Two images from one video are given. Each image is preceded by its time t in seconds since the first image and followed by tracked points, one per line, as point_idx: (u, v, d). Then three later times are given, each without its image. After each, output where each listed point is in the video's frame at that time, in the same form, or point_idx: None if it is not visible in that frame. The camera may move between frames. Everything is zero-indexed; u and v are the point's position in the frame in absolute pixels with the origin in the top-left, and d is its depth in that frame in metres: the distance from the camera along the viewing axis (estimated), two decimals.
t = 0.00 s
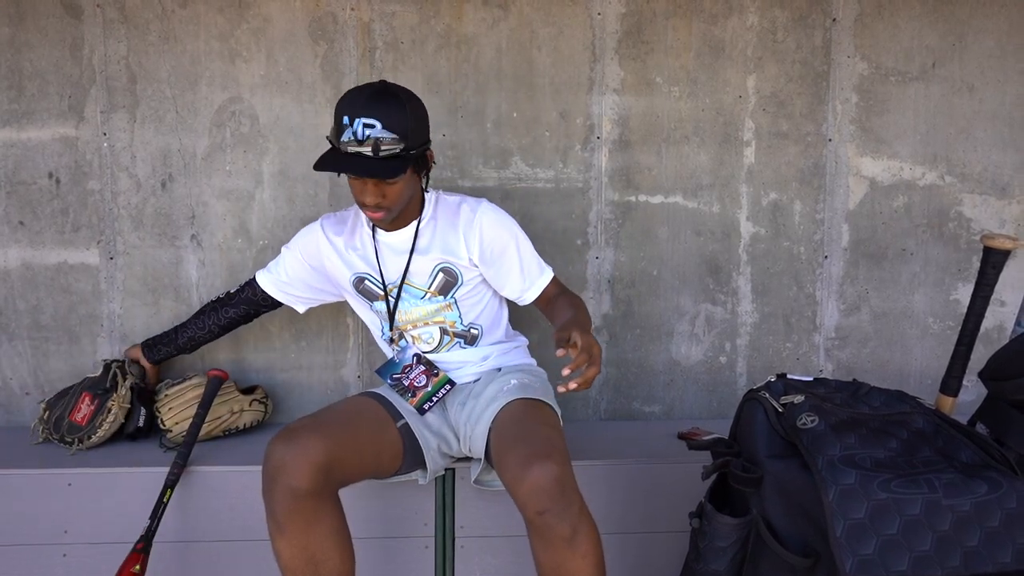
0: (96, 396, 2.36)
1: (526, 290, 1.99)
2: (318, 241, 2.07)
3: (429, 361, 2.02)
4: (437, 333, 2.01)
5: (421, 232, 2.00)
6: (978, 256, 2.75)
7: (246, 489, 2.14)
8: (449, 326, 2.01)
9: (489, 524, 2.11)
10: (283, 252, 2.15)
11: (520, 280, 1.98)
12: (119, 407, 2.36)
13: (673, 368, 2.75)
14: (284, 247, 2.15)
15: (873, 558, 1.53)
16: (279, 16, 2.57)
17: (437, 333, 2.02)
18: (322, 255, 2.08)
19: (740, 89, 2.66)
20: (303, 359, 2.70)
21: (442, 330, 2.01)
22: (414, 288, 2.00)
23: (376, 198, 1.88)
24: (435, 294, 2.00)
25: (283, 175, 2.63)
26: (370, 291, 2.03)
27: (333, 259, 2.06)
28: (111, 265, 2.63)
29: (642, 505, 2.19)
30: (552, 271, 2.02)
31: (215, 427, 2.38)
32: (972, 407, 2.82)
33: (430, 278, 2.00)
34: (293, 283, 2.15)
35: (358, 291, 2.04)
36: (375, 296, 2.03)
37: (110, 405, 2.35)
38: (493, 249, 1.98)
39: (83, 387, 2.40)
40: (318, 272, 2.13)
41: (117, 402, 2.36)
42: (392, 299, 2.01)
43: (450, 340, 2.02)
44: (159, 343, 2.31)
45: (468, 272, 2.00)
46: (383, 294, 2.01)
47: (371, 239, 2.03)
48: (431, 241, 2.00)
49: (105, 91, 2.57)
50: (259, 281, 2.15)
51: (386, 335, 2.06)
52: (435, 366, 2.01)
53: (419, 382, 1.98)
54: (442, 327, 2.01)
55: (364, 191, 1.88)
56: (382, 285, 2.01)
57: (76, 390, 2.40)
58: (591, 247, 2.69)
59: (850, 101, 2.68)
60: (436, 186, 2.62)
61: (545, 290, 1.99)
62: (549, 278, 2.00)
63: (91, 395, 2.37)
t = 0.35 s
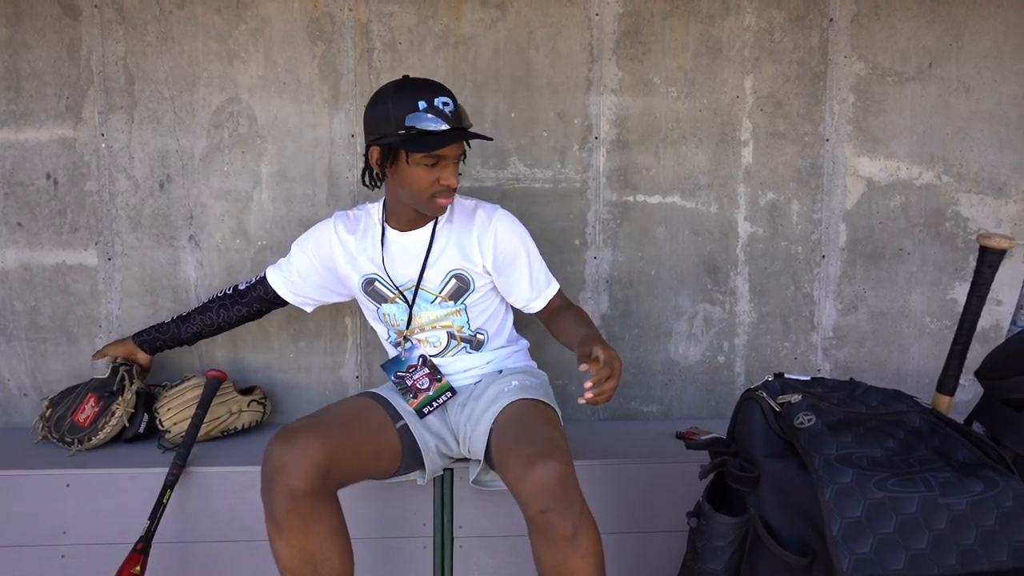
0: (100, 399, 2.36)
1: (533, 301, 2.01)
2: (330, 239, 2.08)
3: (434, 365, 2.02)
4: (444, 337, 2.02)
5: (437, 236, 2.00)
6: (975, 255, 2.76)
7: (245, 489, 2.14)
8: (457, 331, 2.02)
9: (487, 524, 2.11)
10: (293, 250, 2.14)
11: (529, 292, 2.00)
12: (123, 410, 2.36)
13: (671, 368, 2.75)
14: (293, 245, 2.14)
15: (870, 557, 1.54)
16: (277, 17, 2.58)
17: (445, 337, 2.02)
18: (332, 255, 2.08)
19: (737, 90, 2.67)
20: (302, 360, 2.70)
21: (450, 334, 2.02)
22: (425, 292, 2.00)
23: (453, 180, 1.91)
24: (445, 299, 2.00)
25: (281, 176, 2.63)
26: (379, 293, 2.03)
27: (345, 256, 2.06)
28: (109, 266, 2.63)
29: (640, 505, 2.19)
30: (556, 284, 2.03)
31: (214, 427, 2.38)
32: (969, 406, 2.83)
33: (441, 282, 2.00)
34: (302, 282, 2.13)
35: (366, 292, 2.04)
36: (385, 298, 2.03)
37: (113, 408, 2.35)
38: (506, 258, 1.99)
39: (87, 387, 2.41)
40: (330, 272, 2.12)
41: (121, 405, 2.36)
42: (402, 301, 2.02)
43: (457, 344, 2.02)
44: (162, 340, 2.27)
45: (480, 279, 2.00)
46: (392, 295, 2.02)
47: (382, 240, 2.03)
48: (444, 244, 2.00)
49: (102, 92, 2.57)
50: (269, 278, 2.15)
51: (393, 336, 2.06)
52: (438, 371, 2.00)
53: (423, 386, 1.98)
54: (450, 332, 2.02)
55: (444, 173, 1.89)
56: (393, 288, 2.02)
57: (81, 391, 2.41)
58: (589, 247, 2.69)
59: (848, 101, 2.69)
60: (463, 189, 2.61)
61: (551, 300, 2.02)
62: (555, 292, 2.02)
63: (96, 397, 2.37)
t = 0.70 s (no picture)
0: (100, 400, 2.37)
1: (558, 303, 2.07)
2: (354, 239, 2.05)
3: (451, 371, 2.01)
4: (462, 339, 2.03)
5: (466, 238, 2.03)
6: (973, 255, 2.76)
7: (244, 490, 2.15)
8: (475, 334, 2.03)
9: (486, 523, 2.11)
10: (313, 250, 2.08)
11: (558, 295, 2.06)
12: (123, 411, 2.36)
13: (670, 368, 2.76)
14: (313, 244, 2.08)
15: (868, 557, 1.54)
16: (276, 18, 2.58)
17: (462, 340, 2.03)
18: (356, 255, 2.05)
19: (735, 90, 2.67)
20: (301, 361, 2.71)
21: (468, 336, 2.03)
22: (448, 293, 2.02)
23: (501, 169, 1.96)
24: (468, 301, 2.02)
25: (280, 176, 2.63)
26: (401, 293, 2.03)
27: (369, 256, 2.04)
28: (109, 267, 2.64)
29: (639, 505, 2.19)
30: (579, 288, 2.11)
31: (214, 428, 2.39)
32: (968, 406, 2.83)
33: (466, 284, 2.02)
34: (325, 281, 2.06)
35: (387, 293, 2.04)
36: (405, 298, 2.03)
37: (113, 408, 2.36)
38: (535, 263, 2.05)
39: (87, 388, 2.41)
40: (351, 272, 2.07)
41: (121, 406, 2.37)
42: (422, 302, 2.03)
43: (474, 348, 2.04)
44: (176, 345, 2.13)
45: (505, 284, 2.04)
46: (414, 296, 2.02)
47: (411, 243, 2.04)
48: (474, 246, 2.03)
49: (101, 93, 2.58)
50: (287, 278, 2.07)
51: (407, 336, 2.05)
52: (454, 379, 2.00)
53: (438, 393, 1.97)
54: (468, 334, 2.03)
55: (494, 161, 1.93)
56: (415, 288, 2.03)
57: (81, 392, 2.41)
58: (588, 247, 2.70)
59: (846, 101, 2.69)
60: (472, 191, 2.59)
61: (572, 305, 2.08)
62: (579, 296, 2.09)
63: (95, 398, 2.37)
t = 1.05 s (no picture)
0: (97, 401, 2.37)
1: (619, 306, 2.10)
2: (408, 234, 2.03)
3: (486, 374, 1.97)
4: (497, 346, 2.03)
5: (524, 243, 2.03)
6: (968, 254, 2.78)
7: (242, 491, 2.15)
8: (511, 344, 2.04)
9: (484, 524, 2.11)
10: (365, 241, 2.04)
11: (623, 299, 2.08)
12: (120, 412, 2.37)
13: (668, 368, 2.76)
14: (366, 236, 2.05)
15: (862, 555, 1.54)
16: (272, 18, 2.58)
17: (497, 346, 2.03)
18: (409, 250, 2.02)
19: (731, 90, 2.68)
20: (299, 362, 2.70)
21: (503, 344, 2.03)
22: (495, 297, 2.02)
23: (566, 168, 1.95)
24: (514, 307, 2.02)
25: (277, 177, 2.63)
26: (447, 290, 2.02)
27: (421, 252, 2.02)
28: (105, 268, 2.63)
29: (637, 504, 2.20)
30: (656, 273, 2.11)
31: (211, 429, 2.38)
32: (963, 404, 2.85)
33: (516, 290, 2.02)
34: (374, 271, 2.03)
35: (434, 289, 2.02)
36: (450, 296, 2.02)
37: (110, 410, 2.36)
38: (589, 274, 2.06)
39: (85, 390, 2.42)
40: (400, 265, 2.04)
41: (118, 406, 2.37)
42: (467, 302, 2.02)
43: (505, 357, 2.05)
44: (214, 325, 2.03)
45: (554, 293, 2.05)
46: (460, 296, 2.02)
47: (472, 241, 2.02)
48: (531, 252, 2.03)
49: (97, 94, 2.57)
50: (335, 268, 2.02)
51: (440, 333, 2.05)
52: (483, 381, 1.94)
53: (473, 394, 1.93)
54: (503, 342, 2.03)
55: (559, 160, 1.93)
56: (462, 288, 2.02)
57: (78, 393, 2.42)
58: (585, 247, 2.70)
59: (842, 101, 2.70)
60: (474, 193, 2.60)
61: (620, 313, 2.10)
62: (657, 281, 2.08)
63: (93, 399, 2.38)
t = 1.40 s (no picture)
0: (89, 403, 2.36)
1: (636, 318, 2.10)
2: (437, 231, 2.02)
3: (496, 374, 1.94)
4: (512, 348, 2.01)
5: (551, 249, 2.02)
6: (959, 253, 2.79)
7: (233, 493, 2.14)
8: (526, 350, 2.02)
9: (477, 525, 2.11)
10: (396, 236, 2.04)
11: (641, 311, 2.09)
12: (111, 414, 2.36)
13: (661, 367, 2.76)
14: (397, 231, 2.04)
15: (853, 552, 1.54)
16: (262, 19, 2.57)
17: (512, 349, 2.01)
18: (437, 247, 2.02)
19: (723, 89, 2.68)
20: (291, 363, 2.69)
21: (518, 348, 2.01)
22: (517, 299, 2.00)
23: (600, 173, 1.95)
24: (535, 311, 2.01)
25: (269, 178, 2.62)
26: (469, 288, 2.01)
27: (447, 250, 2.01)
28: (96, 270, 2.62)
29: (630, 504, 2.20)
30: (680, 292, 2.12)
31: (203, 431, 2.38)
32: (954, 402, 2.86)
33: (537, 294, 2.01)
34: (402, 268, 2.02)
35: (456, 285, 2.01)
36: (471, 294, 2.01)
37: (101, 412, 2.35)
38: (612, 285, 2.06)
39: (76, 392, 2.40)
40: (426, 261, 2.03)
41: (110, 409, 2.36)
42: (487, 302, 2.01)
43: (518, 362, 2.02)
44: (253, 328, 1.98)
45: (575, 301, 2.04)
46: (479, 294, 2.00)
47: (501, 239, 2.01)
48: (558, 259, 2.02)
49: (87, 95, 2.56)
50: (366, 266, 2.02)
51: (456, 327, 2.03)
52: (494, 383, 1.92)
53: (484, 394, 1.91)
54: (518, 346, 2.01)
55: (594, 165, 1.93)
56: (483, 288, 2.00)
57: (69, 396, 2.40)
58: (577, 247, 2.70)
59: (833, 100, 2.70)
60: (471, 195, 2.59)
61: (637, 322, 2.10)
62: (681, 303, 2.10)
63: (84, 402, 2.36)
